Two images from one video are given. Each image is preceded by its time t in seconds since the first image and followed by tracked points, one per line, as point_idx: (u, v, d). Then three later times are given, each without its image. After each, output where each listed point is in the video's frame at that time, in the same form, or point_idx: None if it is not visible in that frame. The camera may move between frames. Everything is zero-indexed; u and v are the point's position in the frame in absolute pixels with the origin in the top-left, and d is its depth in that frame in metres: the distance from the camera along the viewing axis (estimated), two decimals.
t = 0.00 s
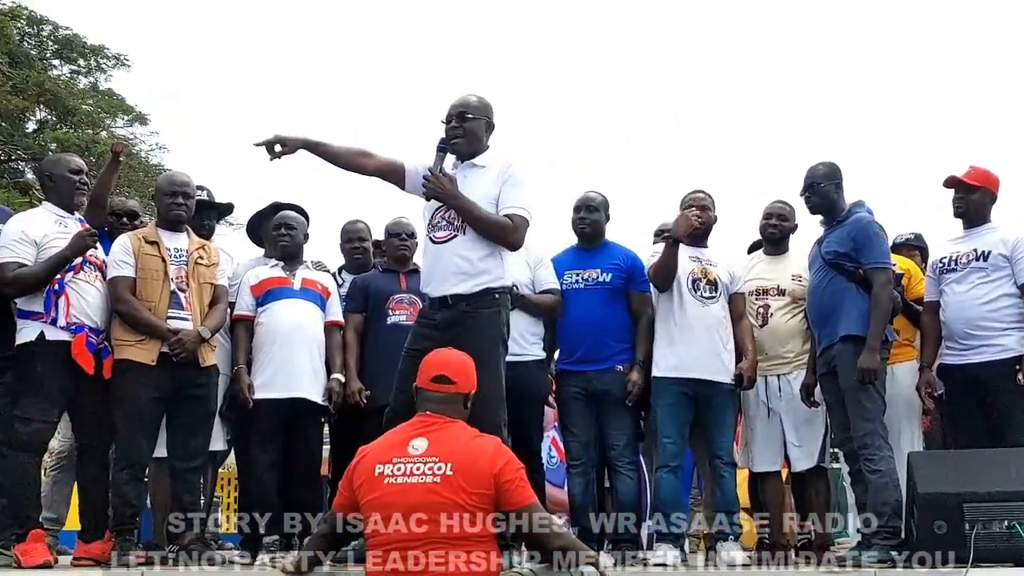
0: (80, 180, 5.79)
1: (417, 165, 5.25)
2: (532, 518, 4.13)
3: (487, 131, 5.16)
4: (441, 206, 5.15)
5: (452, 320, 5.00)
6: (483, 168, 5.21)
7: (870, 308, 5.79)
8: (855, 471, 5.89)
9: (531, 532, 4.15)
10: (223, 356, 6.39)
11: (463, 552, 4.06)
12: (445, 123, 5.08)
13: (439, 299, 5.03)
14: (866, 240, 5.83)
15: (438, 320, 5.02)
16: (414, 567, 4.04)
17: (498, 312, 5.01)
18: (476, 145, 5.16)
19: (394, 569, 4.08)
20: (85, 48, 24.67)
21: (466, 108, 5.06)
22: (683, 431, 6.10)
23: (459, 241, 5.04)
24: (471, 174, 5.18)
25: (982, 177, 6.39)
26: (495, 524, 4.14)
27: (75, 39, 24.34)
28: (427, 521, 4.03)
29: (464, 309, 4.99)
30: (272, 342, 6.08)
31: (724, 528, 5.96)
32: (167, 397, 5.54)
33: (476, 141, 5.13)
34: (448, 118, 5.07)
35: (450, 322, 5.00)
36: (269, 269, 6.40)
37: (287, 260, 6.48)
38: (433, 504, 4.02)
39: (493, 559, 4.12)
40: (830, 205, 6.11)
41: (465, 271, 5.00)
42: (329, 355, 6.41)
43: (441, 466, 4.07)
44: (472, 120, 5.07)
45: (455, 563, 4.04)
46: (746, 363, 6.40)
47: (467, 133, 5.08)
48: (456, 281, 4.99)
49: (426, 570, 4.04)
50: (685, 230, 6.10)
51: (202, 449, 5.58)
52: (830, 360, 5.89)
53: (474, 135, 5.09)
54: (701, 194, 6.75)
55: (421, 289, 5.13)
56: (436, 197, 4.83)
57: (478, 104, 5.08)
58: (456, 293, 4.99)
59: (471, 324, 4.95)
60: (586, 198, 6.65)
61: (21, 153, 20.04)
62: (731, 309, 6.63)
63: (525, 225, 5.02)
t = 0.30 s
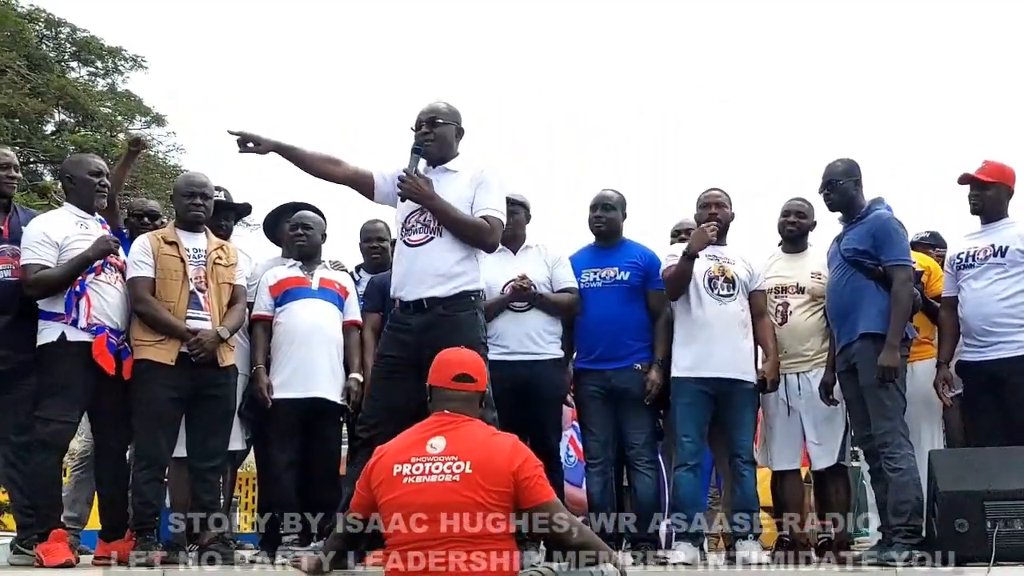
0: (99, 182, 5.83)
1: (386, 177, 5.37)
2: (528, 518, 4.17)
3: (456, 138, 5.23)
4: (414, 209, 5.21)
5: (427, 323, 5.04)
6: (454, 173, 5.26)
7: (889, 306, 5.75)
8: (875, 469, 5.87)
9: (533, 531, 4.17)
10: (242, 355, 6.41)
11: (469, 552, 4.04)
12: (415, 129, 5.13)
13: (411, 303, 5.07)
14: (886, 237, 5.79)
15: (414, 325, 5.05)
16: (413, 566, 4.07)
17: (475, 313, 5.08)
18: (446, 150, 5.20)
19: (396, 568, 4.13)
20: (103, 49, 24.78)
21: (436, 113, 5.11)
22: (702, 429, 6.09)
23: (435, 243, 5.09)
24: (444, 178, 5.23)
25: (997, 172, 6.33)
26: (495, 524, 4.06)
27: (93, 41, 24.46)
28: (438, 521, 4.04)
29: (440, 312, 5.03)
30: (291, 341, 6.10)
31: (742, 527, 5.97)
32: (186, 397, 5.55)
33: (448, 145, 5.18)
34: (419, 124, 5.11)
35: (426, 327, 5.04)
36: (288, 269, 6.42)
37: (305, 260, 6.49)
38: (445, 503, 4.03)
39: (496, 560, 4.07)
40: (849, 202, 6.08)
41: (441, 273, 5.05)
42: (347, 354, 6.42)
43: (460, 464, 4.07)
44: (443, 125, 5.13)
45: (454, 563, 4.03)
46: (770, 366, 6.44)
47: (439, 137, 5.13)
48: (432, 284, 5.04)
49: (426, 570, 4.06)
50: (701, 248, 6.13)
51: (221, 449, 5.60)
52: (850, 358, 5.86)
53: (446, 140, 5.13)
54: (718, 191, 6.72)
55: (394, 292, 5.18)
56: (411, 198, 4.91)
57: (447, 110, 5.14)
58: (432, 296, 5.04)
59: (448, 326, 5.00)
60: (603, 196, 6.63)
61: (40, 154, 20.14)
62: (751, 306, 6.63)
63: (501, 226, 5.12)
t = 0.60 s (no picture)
0: (127, 185, 5.86)
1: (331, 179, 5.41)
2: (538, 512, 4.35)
3: (400, 134, 5.31)
4: (367, 209, 5.20)
5: (400, 318, 5.00)
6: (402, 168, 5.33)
7: (916, 304, 5.73)
8: (902, 468, 5.84)
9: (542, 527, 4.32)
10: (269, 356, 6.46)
11: (489, 552, 4.06)
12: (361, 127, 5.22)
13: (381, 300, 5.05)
14: (912, 235, 5.77)
15: (386, 320, 5.01)
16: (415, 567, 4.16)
17: (444, 309, 5.11)
18: (393, 146, 5.27)
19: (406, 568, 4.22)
20: (127, 53, 24.95)
21: (380, 110, 5.20)
22: (728, 430, 6.08)
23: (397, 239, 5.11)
24: (393, 174, 5.29)
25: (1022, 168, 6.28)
26: (494, 524, 4.05)
27: (117, 45, 24.63)
28: (464, 521, 4.06)
29: (412, 308, 5.02)
30: (317, 343, 6.14)
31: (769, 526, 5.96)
32: (216, 398, 5.59)
33: (395, 140, 5.27)
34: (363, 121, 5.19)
35: (398, 322, 5.01)
36: (313, 270, 6.45)
37: (330, 262, 6.53)
38: (473, 503, 4.05)
39: (496, 560, 4.05)
40: (874, 200, 6.05)
41: (409, 270, 5.06)
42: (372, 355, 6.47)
43: (488, 462, 4.09)
44: (388, 120, 5.22)
45: (454, 563, 4.06)
46: (795, 361, 6.28)
47: (384, 133, 5.21)
48: (401, 279, 5.04)
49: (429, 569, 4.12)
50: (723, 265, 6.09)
51: (250, 449, 5.63)
52: (876, 357, 5.84)
53: (389, 134, 5.21)
54: (741, 190, 6.71)
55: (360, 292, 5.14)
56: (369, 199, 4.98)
57: (390, 107, 5.23)
58: (403, 292, 5.03)
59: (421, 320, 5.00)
60: (627, 197, 6.62)
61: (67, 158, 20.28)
62: (776, 304, 6.50)
63: (458, 217, 5.22)
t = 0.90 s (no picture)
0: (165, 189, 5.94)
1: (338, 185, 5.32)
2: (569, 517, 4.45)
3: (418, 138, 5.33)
4: (389, 209, 5.17)
5: (420, 321, 5.03)
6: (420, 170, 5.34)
7: (953, 303, 5.67)
8: (940, 469, 5.79)
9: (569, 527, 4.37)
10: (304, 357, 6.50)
11: (522, 552, 4.07)
12: (383, 129, 5.19)
13: (404, 300, 5.04)
14: (948, 233, 5.72)
15: (406, 321, 5.02)
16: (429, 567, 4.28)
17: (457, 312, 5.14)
18: (411, 150, 5.28)
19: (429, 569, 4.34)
20: (160, 57, 25.15)
21: (402, 112, 5.21)
22: (764, 430, 6.05)
23: (423, 240, 5.10)
24: (413, 176, 5.30)
25: None
26: (494, 524, 4.08)
27: (150, 49, 24.86)
28: (501, 520, 4.08)
29: (437, 310, 5.06)
30: (351, 344, 6.18)
31: (806, 528, 5.92)
32: (253, 398, 5.64)
33: (415, 145, 5.29)
34: (386, 123, 5.18)
35: (421, 325, 5.03)
36: (347, 272, 6.49)
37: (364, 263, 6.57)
38: (511, 501, 4.07)
39: (496, 560, 4.07)
40: (909, 198, 5.99)
41: (434, 272, 5.08)
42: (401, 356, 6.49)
43: (527, 459, 4.12)
44: (409, 124, 5.24)
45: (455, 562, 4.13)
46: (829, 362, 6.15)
47: (406, 135, 5.22)
48: (427, 280, 5.05)
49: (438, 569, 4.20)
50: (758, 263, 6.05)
51: (286, 450, 5.67)
52: (913, 356, 5.79)
53: (411, 136, 5.23)
54: (774, 189, 6.68)
55: (377, 290, 5.09)
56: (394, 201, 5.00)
57: (411, 111, 5.25)
58: (429, 293, 5.04)
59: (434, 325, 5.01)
60: (660, 197, 6.60)
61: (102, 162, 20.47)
62: (811, 304, 6.43)
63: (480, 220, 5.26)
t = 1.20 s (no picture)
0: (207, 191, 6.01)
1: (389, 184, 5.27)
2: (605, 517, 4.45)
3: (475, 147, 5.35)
4: (439, 209, 5.16)
5: (463, 323, 5.05)
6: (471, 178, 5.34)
7: (997, 298, 5.60)
8: (984, 467, 5.72)
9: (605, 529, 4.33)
10: (342, 355, 6.53)
11: (554, 551, 4.06)
12: (445, 132, 5.19)
13: (445, 300, 5.04)
14: (991, 229, 5.65)
15: (449, 321, 5.03)
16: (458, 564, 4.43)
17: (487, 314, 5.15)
18: (468, 157, 5.29)
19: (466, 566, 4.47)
20: (196, 58, 25.35)
21: (466, 119, 5.23)
22: (804, 428, 6.00)
23: (470, 244, 5.12)
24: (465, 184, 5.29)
25: None
26: (495, 523, 4.13)
27: (186, 51, 25.06)
28: (502, 520, 4.12)
29: (476, 313, 5.10)
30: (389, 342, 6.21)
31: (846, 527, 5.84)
32: (293, 396, 5.67)
33: (472, 153, 5.31)
34: (449, 127, 5.19)
35: (460, 327, 5.05)
36: (384, 270, 6.51)
37: (401, 261, 6.59)
38: (545, 500, 4.07)
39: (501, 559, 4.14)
40: (951, 193, 5.92)
41: (478, 277, 5.11)
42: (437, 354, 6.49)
43: (564, 458, 4.12)
44: (470, 131, 5.26)
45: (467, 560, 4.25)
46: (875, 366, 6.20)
47: (466, 141, 5.23)
48: (470, 285, 5.06)
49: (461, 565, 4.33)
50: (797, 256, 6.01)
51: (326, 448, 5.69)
52: (955, 352, 5.72)
53: (471, 143, 5.24)
54: (812, 185, 6.62)
55: (417, 288, 5.06)
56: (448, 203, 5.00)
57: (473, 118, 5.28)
58: (470, 297, 5.07)
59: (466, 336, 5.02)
60: (698, 192, 6.56)
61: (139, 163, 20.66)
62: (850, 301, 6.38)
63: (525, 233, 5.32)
